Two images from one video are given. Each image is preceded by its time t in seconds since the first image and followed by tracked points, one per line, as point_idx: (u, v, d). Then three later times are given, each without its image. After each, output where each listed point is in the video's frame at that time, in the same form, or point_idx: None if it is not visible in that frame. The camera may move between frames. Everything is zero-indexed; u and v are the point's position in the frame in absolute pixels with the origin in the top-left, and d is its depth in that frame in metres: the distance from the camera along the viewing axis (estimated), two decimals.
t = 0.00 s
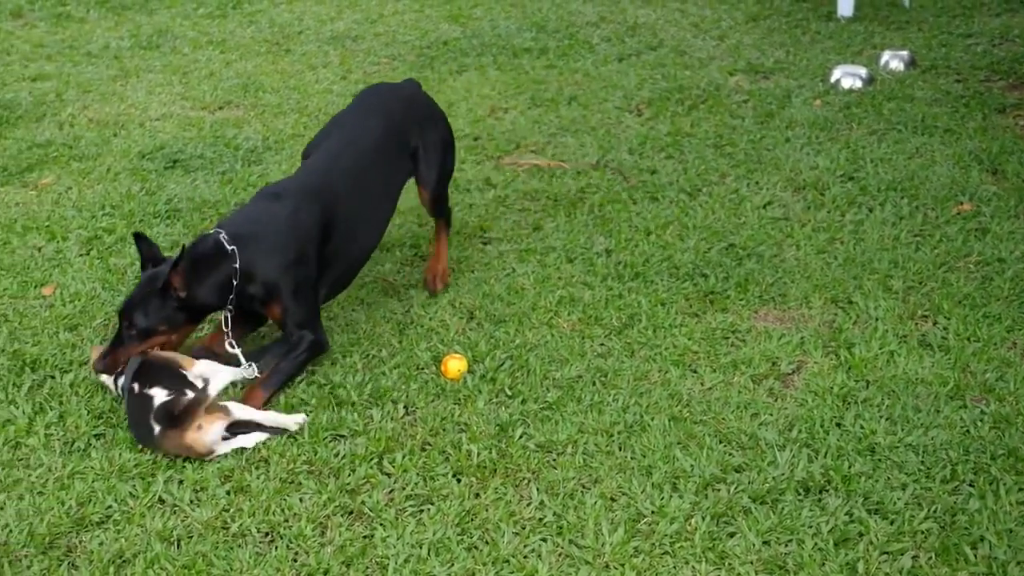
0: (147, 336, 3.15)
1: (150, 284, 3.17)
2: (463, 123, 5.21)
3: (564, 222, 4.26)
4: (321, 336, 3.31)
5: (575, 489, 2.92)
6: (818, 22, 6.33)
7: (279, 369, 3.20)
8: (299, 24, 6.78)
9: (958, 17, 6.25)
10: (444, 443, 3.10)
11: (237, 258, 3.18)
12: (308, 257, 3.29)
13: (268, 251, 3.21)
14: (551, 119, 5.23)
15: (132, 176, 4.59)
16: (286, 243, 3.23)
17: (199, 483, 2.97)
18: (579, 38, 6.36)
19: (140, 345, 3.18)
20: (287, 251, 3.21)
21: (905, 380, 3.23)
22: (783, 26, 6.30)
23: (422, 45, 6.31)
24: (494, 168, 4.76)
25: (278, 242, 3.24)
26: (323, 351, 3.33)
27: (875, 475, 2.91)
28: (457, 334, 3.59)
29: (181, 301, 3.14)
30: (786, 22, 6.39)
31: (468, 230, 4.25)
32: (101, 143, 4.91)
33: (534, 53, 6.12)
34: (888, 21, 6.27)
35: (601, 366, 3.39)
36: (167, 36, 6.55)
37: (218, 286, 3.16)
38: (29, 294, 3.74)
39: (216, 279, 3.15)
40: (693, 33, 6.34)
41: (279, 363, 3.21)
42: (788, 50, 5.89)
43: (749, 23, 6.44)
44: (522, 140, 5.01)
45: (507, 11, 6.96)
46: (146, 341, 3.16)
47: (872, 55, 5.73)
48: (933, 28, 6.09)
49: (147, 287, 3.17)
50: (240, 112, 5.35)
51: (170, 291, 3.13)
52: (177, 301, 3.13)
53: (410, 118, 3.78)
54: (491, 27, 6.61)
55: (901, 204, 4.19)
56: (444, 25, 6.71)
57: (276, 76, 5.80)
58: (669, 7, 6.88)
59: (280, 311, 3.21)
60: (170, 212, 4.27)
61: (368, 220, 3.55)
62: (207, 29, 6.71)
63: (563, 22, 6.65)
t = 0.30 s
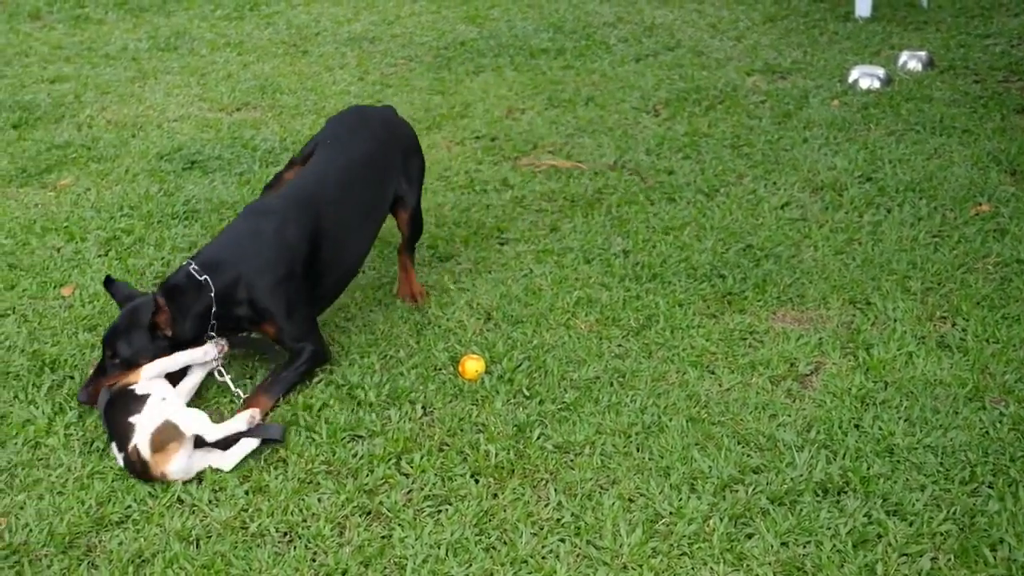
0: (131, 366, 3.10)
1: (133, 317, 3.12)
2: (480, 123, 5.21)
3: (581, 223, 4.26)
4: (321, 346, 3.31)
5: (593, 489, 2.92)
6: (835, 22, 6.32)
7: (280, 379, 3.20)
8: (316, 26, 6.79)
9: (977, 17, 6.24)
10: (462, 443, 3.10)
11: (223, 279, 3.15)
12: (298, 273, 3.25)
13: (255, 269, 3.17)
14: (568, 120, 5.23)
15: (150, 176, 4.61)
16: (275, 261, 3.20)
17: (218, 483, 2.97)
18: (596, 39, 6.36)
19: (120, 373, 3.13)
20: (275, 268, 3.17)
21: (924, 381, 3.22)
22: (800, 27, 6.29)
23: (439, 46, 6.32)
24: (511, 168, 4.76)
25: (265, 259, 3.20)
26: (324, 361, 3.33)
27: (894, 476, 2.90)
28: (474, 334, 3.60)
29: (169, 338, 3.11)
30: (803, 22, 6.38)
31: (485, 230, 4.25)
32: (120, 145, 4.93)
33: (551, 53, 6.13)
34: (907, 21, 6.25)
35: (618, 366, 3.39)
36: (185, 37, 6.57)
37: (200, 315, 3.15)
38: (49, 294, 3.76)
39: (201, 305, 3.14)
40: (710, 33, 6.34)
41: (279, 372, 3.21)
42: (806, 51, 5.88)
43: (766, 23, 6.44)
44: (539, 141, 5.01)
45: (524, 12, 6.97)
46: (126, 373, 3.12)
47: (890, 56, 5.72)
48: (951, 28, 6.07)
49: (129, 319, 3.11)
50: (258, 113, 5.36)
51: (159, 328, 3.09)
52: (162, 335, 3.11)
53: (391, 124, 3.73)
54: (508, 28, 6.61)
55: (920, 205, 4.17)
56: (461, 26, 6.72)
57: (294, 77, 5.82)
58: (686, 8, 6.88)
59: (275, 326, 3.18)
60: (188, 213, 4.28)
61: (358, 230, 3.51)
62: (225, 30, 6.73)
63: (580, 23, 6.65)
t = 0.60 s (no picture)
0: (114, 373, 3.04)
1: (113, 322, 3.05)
2: (500, 123, 5.22)
3: (600, 223, 4.26)
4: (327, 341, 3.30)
5: (612, 490, 2.91)
6: (856, 23, 6.31)
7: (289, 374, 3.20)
8: (336, 25, 6.80)
9: (999, 19, 6.22)
10: (481, 443, 3.11)
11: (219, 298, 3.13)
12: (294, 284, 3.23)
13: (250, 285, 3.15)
14: (587, 120, 5.23)
15: (170, 176, 4.62)
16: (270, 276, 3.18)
17: (238, 482, 2.98)
18: (616, 39, 6.36)
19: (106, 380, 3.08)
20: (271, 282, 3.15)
21: (944, 384, 3.22)
22: (820, 28, 6.28)
23: (459, 46, 6.33)
24: (530, 169, 4.75)
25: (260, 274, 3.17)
26: (330, 351, 3.33)
27: (913, 479, 2.89)
28: (493, 334, 3.60)
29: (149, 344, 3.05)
30: (824, 23, 6.37)
31: (504, 231, 4.25)
32: (140, 144, 4.94)
33: (571, 54, 6.13)
34: (927, 22, 6.23)
35: (637, 367, 3.39)
36: (206, 37, 6.58)
37: (186, 326, 3.11)
38: (70, 293, 3.77)
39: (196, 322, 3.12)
40: (730, 34, 6.34)
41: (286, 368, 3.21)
42: (826, 52, 5.87)
43: (787, 24, 6.43)
44: (558, 142, 5.01)
45: (543, 12, 6.97)
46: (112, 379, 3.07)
47: (910, 57, 5.71)
48: (972, 29, 6.05)
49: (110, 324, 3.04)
50: (278, 113, 5.38)
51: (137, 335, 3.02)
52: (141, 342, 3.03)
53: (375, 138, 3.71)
54: (527, 28, 6.61)
55: (940, 207, 4.16)
56: (480, 26, 6.72)
57: (314, 77, 5.83)
58: (706, 9, 6.88)
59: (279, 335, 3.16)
60: (209, 213, 4.29)
61: (353, 239, 3.50)
62: (245, 30, 6.75)
63: (600, 24, 6.65)
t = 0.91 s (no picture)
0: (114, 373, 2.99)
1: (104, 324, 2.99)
2: (526, 124, 5.22)
3: (628, 224, 4.26)
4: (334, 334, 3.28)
5: (638, 492, 2.91)
6: (884, 25, 6.30)
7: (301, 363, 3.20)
8: (363, 25, 6.82)
9: None
10: (508, 443, 3.11)
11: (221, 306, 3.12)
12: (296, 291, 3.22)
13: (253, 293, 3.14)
14: (614, 121, 5.23)
15: (198, 175, 4.64)
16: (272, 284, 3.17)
17: (265, 480, 2.99)
18: (643, 40, 6.36)
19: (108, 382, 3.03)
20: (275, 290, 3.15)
21: (973, 387, 3.20)
22: (848, 29, 6.26)
23: (486, 47, 6.33)
24: (557, 169, 4.76)
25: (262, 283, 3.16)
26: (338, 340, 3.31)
27: (941, 482, 2.88)
28: (520, 334, 3.60)
29: (141, 344, 2.97)
30: (851, 25, 6.35)
31: (531, 231, 4.25)
32: (169, 143, 4.97)
33: (598, 54, 6.13)
34: (956, 24, 6.21)
35: (664, 368, 3.38)
36: (234, 36, 6.61)
37: (184, 327, 3.07)
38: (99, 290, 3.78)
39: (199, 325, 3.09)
40: (757, 35, 6.33)
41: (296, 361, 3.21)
42: (854, 54, 5.85)
43: (814, 26, 6.41)
44: (585, 142, 5.01)
45: (570, 12, 6.97)
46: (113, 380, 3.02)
47: (939, 60, 5.69)
48: (1002, 32, 6.03)
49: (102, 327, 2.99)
50: (305, 112, 5.39)
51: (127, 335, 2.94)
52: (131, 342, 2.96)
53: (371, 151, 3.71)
54: (554, 29, 6.62)
55: (968, 210, 4.15)
56: (507, 27, 6.72)
57: (341, 77, 5.84)
58: (732, 10, 6.88)
59: (287, 337, 3.15)
60: (236, 212, 4.31)
61: (354, 244, 3.49)
62: (273, 30, 6.77)
63: (627, 24, 6.65)
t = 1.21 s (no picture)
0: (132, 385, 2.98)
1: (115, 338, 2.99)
2: (558, 124, 5.23)
3: (660, 225, 4.26)
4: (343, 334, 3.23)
5: (670, 493, 2.91)
6: (918, 27, 6.27)
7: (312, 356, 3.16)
8: (395, 25, 6.83)
9: None
10: (540, 444, 3.11)
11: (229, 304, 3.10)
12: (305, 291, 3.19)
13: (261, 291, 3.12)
14: (646, 122, 5.23)
15: (231, 173, 4.66)
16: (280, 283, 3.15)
17: (296, 478, 3.00)
18: (675, 41, 6.35)
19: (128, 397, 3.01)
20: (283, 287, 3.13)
21: (1008, 392, 3.19)
22: (882, 31, 6.24)
23: (518, 47, 6.34)
24: (590, 170, 4.76)
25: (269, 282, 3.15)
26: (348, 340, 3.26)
27: (974, 487, 2.86)
28: (552, 335, 3.61)
29: (151, 350, 2.96)
30: (885, 27, 6.33)
31: (563, 232, 4.25)
32: (202, 141, 4.99)
33: (630, 55, 6.12)
34: (991, 28, 6.18)
35: (696, 370, 3.38)
36: (266, 35, 6.63)
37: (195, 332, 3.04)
38: (133, 287, 3.81)
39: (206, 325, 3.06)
40: (790, 37, 6.32)
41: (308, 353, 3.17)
42: (887, 56, 5.83)
43: (846, 28, 6.39)
44: (616, 143, 5.01)
45: (603, 13, 6.98)
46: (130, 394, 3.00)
47: (974, 64, 5.67)
48: None
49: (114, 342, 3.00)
50: (337, 111, 5.41)
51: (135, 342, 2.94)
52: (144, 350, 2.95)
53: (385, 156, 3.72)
54: (586, 30, 6.62)
55: (1002, 214, 4.13)
56: (540, 27, 6.73)
57: (373, 77, 5.86)
58: (765, 12, 6.86)
59: (295, 337, 3.11)
60: (269, 211, 4.33)
61: (365, 248, 3.47)
62: (306, 29, 6.79)
63: (659, 25, 6.65)
